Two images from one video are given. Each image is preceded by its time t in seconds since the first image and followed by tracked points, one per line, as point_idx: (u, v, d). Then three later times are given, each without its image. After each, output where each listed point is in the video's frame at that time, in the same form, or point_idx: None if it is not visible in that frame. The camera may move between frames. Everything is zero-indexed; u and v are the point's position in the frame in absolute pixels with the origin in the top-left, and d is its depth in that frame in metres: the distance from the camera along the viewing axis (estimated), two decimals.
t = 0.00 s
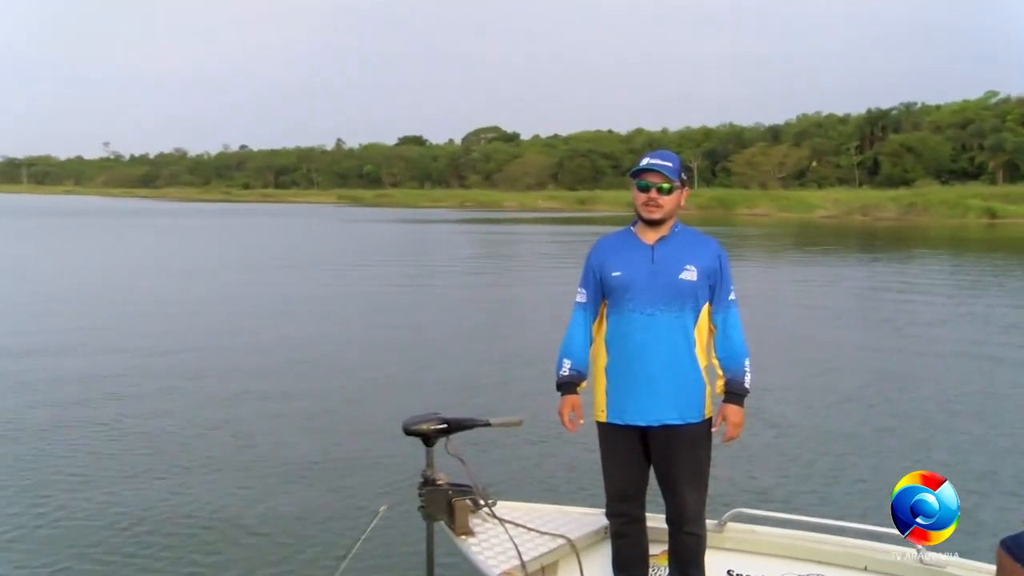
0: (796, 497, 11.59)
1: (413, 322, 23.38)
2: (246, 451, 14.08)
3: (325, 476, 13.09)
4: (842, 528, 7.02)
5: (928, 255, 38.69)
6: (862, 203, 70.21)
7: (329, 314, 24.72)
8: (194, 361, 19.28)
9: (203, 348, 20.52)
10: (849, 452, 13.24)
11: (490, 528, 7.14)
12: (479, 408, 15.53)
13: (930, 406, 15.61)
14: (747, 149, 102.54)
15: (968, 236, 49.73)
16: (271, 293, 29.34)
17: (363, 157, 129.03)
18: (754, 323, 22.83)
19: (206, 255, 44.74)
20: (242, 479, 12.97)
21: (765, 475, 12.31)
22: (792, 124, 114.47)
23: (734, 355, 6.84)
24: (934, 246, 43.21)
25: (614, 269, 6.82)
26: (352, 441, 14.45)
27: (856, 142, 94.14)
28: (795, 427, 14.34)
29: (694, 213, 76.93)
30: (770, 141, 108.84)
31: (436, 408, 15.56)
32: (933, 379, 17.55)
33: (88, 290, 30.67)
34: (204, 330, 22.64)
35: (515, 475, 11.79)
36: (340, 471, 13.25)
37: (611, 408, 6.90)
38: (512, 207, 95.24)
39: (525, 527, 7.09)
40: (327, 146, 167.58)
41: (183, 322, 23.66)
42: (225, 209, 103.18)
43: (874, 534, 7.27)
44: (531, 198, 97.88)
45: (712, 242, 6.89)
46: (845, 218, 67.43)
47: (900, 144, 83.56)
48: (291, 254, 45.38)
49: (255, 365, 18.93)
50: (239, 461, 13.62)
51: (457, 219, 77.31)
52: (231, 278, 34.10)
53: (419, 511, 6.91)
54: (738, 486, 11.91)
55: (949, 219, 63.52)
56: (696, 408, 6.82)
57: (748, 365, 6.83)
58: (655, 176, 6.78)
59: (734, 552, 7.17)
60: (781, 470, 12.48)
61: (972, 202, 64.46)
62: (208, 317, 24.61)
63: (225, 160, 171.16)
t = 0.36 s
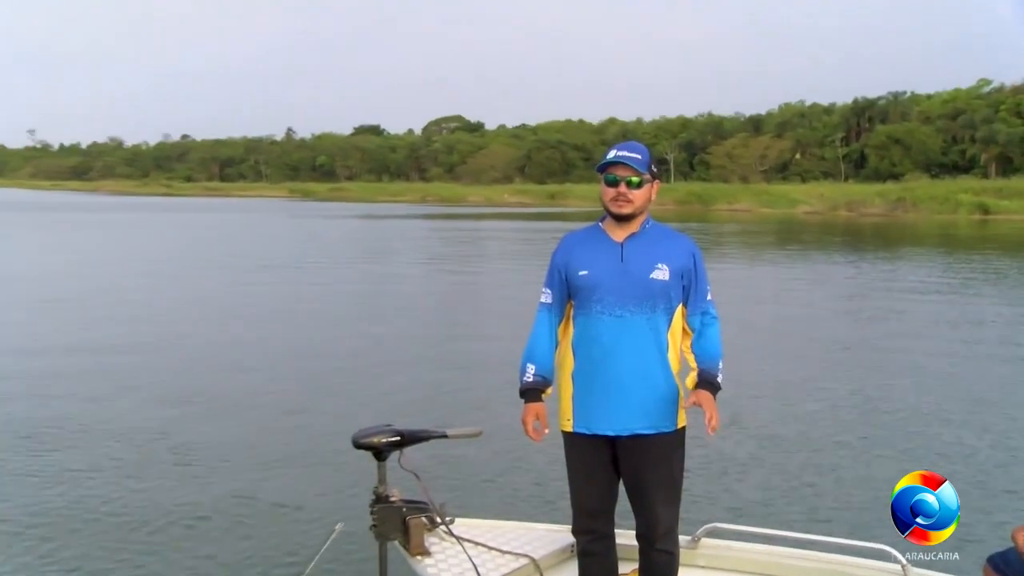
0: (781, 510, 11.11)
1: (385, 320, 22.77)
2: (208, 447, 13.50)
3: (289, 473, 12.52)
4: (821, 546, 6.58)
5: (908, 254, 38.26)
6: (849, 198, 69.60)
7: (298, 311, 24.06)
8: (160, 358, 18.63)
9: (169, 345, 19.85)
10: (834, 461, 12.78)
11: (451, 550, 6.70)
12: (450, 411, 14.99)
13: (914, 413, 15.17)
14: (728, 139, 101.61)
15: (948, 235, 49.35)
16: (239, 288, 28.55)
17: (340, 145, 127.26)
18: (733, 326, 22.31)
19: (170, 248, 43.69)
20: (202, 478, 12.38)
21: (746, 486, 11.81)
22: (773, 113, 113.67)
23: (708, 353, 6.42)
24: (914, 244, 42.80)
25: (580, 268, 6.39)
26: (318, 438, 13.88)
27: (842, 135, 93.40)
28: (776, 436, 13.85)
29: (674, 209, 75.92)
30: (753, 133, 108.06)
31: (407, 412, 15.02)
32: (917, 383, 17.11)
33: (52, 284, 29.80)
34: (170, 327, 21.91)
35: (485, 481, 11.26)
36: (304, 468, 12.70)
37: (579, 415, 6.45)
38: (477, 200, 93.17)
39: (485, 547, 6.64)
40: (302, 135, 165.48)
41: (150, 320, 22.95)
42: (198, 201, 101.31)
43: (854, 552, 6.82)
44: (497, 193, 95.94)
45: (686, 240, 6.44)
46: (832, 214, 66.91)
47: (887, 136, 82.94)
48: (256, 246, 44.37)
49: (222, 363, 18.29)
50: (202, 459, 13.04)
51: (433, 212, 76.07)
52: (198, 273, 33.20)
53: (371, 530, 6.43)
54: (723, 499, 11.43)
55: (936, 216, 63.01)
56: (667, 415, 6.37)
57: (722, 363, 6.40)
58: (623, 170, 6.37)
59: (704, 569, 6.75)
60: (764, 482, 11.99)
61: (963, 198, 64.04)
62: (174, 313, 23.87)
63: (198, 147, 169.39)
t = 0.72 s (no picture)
0: (773, 524, 10.61)
1: (364, 315, 22.15)
2: (175, 456, 12.95)
3: (259, 485, 11.97)
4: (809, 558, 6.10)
5: (902, 242, 37.61)
6: (842, 186, 68.35)
7: (275, 307, 23.40)
8: (131, 358, 18.01)
9: (140, 344, 19.23)
10: (829, 469, 12.30)
11: (413, 566, 6.26)
12: (429, 414, 14.43)
13: (910, 415, 14.68)
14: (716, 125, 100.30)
15: (942, 225, 48.66)
16: (212, 281, 27.87)
17: (321, 130, 125.37)
18: (720, 319, 21.78)
19: (145, 239, 42.73)
20: (166, 490, 11.81)
21: (737, 497, 11.32)
22: (762, 98, 112.44)
23: (685, 342, 5.85)
24: (907, 233, 42.15)
25: (552, 264, 5.91)
26: (291, 445, 13.32)
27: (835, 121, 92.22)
28: (767, 441, 13.35)
29: (664, 199, 74.81)
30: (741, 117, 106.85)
31: (385, 414, 14.46)
32: (913, 381, 16.61)
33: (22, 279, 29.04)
34: (143, 324, 21.27)
35: (462, 488, 10.72)
36: (273, 479, 12.14)
37: (551, 421, 5.93)
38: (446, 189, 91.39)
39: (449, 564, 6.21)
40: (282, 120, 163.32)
41: (123, 317, 22.30)
42: (176, 190, 99.51)
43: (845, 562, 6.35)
44: (467, 179, 93.80)
45: (667, 235, 5.94)
46: (826, 204, 65.78)
47: (883, 123, 81.88)
48: (232, 237, 43.42)
49: (195, 363, 17.69)
50: (168, 468, 12.49)
51: (417, 202, 74.84)
52: (173, 266, 32.38)
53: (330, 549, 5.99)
54: (715, 511, 10.94)
55: (933, 207, 62.13)
56: (647, 421, 5.88)
57: (696, 354, 5.78)
58: (596, 159, 5.90)
59: None
60: (756, 492, 11.49)
61: (962, 186, 63.13)
62: (148, 309, 23.20)
63: (174, 128, 166.68)
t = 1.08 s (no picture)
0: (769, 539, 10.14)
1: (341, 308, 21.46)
2: (141, 452, 12.34)
3: (232, 481, 11.41)
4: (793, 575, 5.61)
5: (896, 235, 36.87)
6: (838, 181, 66.79)
7: (251, 299, 22.64)
8: (99, 354, 17.28)
9: (109, 337, 18.61)
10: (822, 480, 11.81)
11: None
12: (408, 413, 13.85)
13: (906, 421, 14.22)
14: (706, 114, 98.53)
15: (936, 220, 47.77)
16: (183, 274, 27.19)
17: (298, 119, 122.51)
18: (704, 315, 21.32)
19: (111, 232, 41.33)
20: (132, 487, 11.23)
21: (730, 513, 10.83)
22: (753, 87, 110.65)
23: (668, 367, 5.34)
24: (898, 227, 41.39)
25: (527, 264, 5.42)
26: (264, 443, 12.72)
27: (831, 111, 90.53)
28: (758, 451, 12.86)
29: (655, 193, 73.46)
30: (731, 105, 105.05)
31: (364, 412, 13.90)
32: (909, 384, 16.10)
33: None
34: (111, 317, 20.69)
35: (443, 495, 10.17)
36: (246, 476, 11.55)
37: (527, 434, 5.44)
38: (416, 181, 87.98)
39: None
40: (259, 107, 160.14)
41: (90, 311, 21.47)
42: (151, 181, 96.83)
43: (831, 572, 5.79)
44: (436, 172, 91.00)
45: (649, 233, 5.44)
46: (822, 200, 64.36)
47: (881, 113, 80.48)
48: (202, 230, 42.05)
49: (165, 360, 17.01)
50: (135, 466, 11.89)
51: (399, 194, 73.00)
52: (142, 259, 31.26)
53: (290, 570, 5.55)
54: (709, 526, 10.45)
55: (931, 201, 60.94)
56: (628, 433, 5.39)
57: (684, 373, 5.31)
58: (572, 150, 5.42)
59: None
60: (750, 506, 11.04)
61: (963, 180, 61.73)
62: (116, 301, 22.60)
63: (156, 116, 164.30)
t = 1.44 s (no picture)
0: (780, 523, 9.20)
1: (316, 283, 20.11)
2: (85, 426, 11.19)
3: (186, 454, 10.33)
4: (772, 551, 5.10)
5: (906, 224, 34.33)
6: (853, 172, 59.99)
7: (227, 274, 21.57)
8: (48, 329, 15.93)
9: (90, 300, 18.26)
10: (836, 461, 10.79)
11: None
12: (381, 388, 12.73)
13: (922, 392, 13.13)
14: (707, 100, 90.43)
15: (949, 210, 44.00)
16: (171, 246, 26.63)
17: (269, 102, 115.27)
18: (700, 281, 20.72)
19: (55, 214, 37.97)
20: (77, 461, 10.15)
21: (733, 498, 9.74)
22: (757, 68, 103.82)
23: (674, 386, 4.88)
24: (908, 216, 38.64)
25: (513, 259, 4.90)
26: (224, 415, 11.62)
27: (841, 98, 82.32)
28: (763, 425, 11.81)
29: (649, 183, 66.63)
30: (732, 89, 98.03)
31: (333, 385, 12.79)
32: (925, 354, 14.97)
33: None
34: (93, 283, 20.33)
35: (416, 500, 9.24)
36: (204, 450, 10.47)
37: (512, 441, 4.93)
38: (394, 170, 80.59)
39: None
40: (238, 87, 152.64)
41: (45, 286, 20.00)
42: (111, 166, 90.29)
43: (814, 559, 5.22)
44: (413, 160, 81.94)
45: (643, 224, 4.92)
46: (831, 192, 57.70)
47: (893, 98, 73.75)
48: (154, 212, 38.77)
49: (142, 321, 16.53)
50: (79, 439, 10.78)
51: (374, 182, 67.78)
52: (93, 239, 28.84)
53: None
54: (706, 517, 9.34)
55: (948, 194, 54.89)
56: (622, 441, 4.89)
57: (697, 390, 4.86)
58: (562, 136, 4.93)
59: None
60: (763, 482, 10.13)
61: (986, 170, 55.22)
62: (101, 270, 22.21)
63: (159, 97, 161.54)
